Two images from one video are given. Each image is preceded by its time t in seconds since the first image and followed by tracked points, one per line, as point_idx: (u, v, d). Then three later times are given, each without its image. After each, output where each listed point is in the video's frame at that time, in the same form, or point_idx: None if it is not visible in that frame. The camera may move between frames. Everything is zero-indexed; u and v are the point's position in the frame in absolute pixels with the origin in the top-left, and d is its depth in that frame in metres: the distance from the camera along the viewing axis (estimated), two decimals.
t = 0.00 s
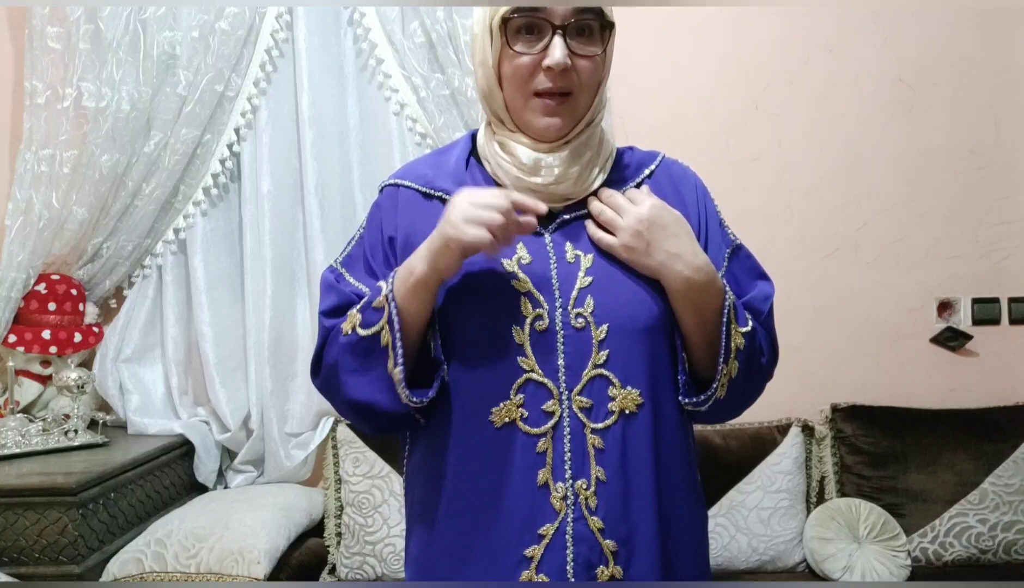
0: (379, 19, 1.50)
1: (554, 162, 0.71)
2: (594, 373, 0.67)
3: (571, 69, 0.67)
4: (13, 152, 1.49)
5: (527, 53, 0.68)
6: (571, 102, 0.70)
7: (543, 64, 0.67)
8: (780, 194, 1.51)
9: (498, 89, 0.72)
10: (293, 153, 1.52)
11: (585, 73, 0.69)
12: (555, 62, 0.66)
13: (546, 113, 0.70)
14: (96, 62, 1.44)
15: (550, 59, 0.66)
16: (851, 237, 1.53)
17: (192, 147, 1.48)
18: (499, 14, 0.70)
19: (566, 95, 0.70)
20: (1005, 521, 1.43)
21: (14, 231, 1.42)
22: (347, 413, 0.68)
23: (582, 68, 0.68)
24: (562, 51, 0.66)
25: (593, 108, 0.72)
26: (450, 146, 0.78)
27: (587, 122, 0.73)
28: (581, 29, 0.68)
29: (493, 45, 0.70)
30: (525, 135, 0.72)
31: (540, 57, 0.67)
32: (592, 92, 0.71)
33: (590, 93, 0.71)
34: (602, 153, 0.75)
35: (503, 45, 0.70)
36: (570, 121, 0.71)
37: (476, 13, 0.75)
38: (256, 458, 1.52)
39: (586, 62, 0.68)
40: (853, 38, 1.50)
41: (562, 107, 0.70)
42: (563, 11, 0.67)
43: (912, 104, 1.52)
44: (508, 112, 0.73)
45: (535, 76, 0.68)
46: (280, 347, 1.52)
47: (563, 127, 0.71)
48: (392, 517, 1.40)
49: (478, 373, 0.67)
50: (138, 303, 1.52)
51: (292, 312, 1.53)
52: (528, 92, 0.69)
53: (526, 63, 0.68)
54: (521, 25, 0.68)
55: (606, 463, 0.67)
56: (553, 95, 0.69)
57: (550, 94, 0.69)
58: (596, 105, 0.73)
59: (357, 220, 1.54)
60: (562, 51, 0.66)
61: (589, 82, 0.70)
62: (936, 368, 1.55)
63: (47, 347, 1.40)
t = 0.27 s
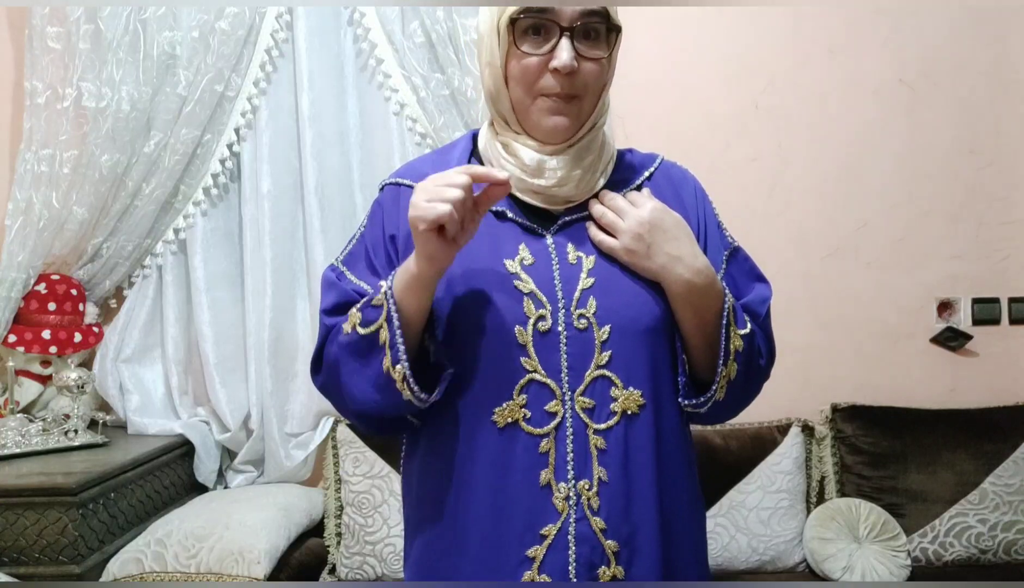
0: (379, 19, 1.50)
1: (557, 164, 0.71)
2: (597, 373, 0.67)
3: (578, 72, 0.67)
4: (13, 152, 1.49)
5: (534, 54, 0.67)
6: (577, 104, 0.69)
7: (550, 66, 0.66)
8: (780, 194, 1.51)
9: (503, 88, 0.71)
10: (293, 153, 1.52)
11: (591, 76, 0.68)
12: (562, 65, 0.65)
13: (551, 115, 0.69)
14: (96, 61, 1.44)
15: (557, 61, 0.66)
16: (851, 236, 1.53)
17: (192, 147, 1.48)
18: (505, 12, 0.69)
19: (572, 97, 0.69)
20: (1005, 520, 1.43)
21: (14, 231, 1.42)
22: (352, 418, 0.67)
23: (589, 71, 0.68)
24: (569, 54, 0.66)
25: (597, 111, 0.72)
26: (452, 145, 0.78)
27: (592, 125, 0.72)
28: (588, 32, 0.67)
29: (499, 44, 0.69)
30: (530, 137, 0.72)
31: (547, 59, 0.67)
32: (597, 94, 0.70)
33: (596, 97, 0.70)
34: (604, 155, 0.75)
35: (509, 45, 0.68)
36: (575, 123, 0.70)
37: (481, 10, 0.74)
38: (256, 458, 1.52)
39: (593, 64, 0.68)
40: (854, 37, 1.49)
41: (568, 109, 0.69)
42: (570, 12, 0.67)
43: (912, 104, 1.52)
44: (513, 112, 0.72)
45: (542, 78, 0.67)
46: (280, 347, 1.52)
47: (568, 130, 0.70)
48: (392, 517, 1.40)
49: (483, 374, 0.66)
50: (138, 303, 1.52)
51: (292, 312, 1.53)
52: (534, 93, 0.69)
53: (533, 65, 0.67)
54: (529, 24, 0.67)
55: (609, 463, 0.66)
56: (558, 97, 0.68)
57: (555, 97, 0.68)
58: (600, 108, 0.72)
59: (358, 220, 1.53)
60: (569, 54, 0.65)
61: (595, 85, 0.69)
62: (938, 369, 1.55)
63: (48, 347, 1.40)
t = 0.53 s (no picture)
0: (379, 19, 1.50)
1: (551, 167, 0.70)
2: (596, 378, 0.66)
3: (576, 70, 0.66)
4: (13, 153, 1.48)
5: (531, 52, 0.66)
6: (574, 104, 0.68)
7: (548, 64, 0.66)
8: (780, 193, 1.51)
9: (499, 87, 0.70)
10: (292, 154, 1.52)
11: (589, 75, 0.68)
12: (560, 62, 0.65)
13: (548, 115, 0.68)
14: (96, 62, 1.44)
15: (555, 58, 0.65)
16: (851, 237, 1.53)
17: (192, 147, 1.48)
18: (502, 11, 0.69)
19: (569, 96, 0.68)
20: (1005, 521, 1.44)
21: (14, 231, 1.41)
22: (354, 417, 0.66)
23: (587, 69, 0.67)
24: (567, 51, 0.65)
25: (591, 113, 0.71)
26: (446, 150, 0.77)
27: (587, 127, 0.72)
28: (586, 31, 0.67)
29: (496, 43, 0.69)
30: (525, 138, 0.71)
31: (545, 56, 0.66)
32: (593, 95, 0.69)
33: (593, 97, 0.69)
34: (597, 157, 0.74)
35: (507, 42, 0.68)
36: (571, 124, 0.69)
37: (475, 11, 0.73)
38: (256, 458, 1.52)
39: (590, 64, 0.67)
40: (854, 38, 1.49)
41: (565, 109, 0.68)
42: (569, 11, 0.66)
43: (911, 104, 1.52)
44: (508, 114, 0.71)
45: (539, 75, 0.67)
46: (280, 347, 1.51)
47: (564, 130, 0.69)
48: (392, 517, 1.40)
49: (479, 382, 0.66)
50: (138, 303, 1.52)
51: (292, 312, 1.53)
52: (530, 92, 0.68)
53: (530, 63, 0.66)
54: (526, 22, 0.67)
55: (610, 468, 0.66)
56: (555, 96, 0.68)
57: (553, 94, 0.68)
58: (595, 110, 0.72)
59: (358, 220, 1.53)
60: (568, 51, 0.65)
61: (591, 84, 0.68)
62: (939, 369, 1.54)
63: (48, 347, 1.39)
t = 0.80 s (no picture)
0: (379, 19, 1.50)
1: (540, 175, 0.66)
2: (601, 383, 0.62)
3: (558, 77, 0.62)
4: (13, 153, 1.48)
5: (511, 59, 0.62)
6: (558, 110, 0.64)
7: (529, 71, 0.62)
8: (781, 193, 1.51)
9: (480, 97, 0.66)
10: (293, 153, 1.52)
11: (571, 80, 0.64)
12: (542, 69, 0.61)
13: (532, 122, 0.64)
14: (96, 62, 1.45)
15: (536, 66, 0.61)
16: (851, 237, 1.53)
17: (192, 147, 1.47)
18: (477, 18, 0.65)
19: (551, 103, 0.64)
20: (1005, 520, 1.44)
21: (14, 231, 1.43)
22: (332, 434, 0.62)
23: (568, 74, 0.63)
24: (548, 58, 0.61)
25: (575, 116, 0.67)
26: (424, 159, 0.71)
27: (572, 130, 0.67)
28: (565, 35, 0.63)
29: (473, 51, 0.65)
30: (509, 146, 0.66)
31: (525, 64, 0.62)
32: (576, 98, 0.65)
33: (576, 101, 0.65)
34: (585, 158, 0.70)
35: (485, 51, 0.64)
36: (556, 130, 0.65)
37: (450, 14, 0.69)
38: (256, 458, 1.51)
39: (572, 68, 0.63)
40: (854, 37, 1.49)
41: (548, 116, 0.64)
42: (546, 14, 0.62)
43: (912, 104, 1.52)
44: (490, 122, 0.67)
45: (521, 84, 0.63)
46: (280, 347, 1.52)
47: (550, 137, 0.65)
48: (392, 517, 1.37)
49: (477, 398, 0.60)
50: (138, 303, 1.53)
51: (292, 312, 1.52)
52: (512, 100, 0.64)
53: (510, 71, 0.62)
54: (503, 31, 0.63)
55: (619, 471, 0.62)
56: (538, 103, 0.64)
57: (535, 102, 0.64)
58: (580, 112, 0.68)
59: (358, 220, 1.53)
60: (548, 58, 0.61)
61: (575, 88, 0.64)
62: (937, 368, 1.55)
63: (48, 347, 1.39)
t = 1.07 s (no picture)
0: (379, 19, 1.50)
1: (533, 174, 0.66)
2: (594, 385, 0.62)
3: (549, 76, 0.62)
4: (13, 153, 1.48)
5: (502, 59, 0.62)
6: (550, 109, 0.64)
7: (520, 71, 0.62)
8: (780, 193, 1.51)
9: (472, 98, 0.66)
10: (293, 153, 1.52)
11: (562, 79, 0.63)
12: (532, 69, 0.61)
13: (524, 122, 0.64)
14: (96, 61, 1.44)
15: (526, 65, 0.61)
16: (851, 237, 1.53)
17: (192, 147, 1.48)
18: (468, 19, 0.65)
19: (543, 103, 0.64)
20: (1005, 520, 1.44)
21: (14, 231, 1.43)
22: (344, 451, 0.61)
23: (559, 73, 0.63)
24: (538, 56, 0.61)
25: (568, 115, 0.67)
26: (419, 164, 0.71)
27: (565, 129, 0.67)
28: (555, 33, 0.63)
29: (465, 52, 0.65)
30: (502, 146, 0.66)
31: (516, 64, 0.62)
32: (568, 97, 0.65)
33: (568, 100, 0.65)
34: (579, 157, 0.70)
35: (476, 52, 0.64)
36: (548, 130, 0.65)
37: (444, 16, 0.70)
38: (256, 458, 1.51)
39: (563, 66, 0.63)
40: (854, 37, 1.49)
41: (541, 116, 0.64)
42: (536, 13, 0.62)
43: (911, 104, 1.52)
44: (483, 122, 0.67)
45: (512, 83, 0.63)
46: (281, 346, 1.51)
47: (542, 136, 0.65)
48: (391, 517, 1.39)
49: (468, 403, 0.60)
50: (138, 303, 1.52)
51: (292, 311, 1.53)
52: (504, 101, 0.64)
53: (501, 71, 0.62)
54: (493, 32, 0.63)
55: (613, 474, 0.62)
56: (530, 103, 0.64)
57: (527, 102, 0.63)
58: (573, 110, 0.67)
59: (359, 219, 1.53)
60: (538, 57, 0.61)
61: (566, 87, 0.64)
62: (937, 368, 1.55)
63: (48, 347, 1.39)
